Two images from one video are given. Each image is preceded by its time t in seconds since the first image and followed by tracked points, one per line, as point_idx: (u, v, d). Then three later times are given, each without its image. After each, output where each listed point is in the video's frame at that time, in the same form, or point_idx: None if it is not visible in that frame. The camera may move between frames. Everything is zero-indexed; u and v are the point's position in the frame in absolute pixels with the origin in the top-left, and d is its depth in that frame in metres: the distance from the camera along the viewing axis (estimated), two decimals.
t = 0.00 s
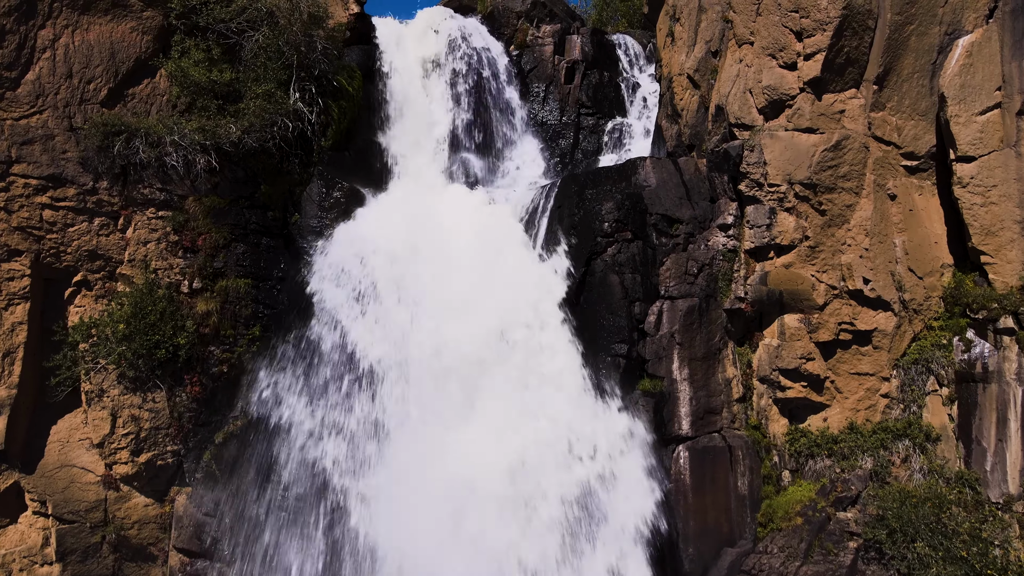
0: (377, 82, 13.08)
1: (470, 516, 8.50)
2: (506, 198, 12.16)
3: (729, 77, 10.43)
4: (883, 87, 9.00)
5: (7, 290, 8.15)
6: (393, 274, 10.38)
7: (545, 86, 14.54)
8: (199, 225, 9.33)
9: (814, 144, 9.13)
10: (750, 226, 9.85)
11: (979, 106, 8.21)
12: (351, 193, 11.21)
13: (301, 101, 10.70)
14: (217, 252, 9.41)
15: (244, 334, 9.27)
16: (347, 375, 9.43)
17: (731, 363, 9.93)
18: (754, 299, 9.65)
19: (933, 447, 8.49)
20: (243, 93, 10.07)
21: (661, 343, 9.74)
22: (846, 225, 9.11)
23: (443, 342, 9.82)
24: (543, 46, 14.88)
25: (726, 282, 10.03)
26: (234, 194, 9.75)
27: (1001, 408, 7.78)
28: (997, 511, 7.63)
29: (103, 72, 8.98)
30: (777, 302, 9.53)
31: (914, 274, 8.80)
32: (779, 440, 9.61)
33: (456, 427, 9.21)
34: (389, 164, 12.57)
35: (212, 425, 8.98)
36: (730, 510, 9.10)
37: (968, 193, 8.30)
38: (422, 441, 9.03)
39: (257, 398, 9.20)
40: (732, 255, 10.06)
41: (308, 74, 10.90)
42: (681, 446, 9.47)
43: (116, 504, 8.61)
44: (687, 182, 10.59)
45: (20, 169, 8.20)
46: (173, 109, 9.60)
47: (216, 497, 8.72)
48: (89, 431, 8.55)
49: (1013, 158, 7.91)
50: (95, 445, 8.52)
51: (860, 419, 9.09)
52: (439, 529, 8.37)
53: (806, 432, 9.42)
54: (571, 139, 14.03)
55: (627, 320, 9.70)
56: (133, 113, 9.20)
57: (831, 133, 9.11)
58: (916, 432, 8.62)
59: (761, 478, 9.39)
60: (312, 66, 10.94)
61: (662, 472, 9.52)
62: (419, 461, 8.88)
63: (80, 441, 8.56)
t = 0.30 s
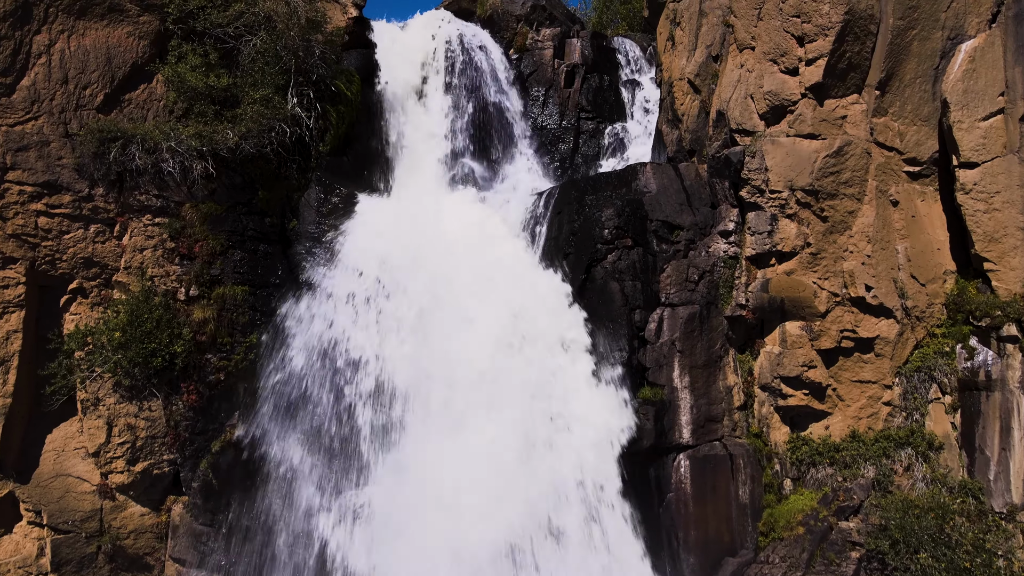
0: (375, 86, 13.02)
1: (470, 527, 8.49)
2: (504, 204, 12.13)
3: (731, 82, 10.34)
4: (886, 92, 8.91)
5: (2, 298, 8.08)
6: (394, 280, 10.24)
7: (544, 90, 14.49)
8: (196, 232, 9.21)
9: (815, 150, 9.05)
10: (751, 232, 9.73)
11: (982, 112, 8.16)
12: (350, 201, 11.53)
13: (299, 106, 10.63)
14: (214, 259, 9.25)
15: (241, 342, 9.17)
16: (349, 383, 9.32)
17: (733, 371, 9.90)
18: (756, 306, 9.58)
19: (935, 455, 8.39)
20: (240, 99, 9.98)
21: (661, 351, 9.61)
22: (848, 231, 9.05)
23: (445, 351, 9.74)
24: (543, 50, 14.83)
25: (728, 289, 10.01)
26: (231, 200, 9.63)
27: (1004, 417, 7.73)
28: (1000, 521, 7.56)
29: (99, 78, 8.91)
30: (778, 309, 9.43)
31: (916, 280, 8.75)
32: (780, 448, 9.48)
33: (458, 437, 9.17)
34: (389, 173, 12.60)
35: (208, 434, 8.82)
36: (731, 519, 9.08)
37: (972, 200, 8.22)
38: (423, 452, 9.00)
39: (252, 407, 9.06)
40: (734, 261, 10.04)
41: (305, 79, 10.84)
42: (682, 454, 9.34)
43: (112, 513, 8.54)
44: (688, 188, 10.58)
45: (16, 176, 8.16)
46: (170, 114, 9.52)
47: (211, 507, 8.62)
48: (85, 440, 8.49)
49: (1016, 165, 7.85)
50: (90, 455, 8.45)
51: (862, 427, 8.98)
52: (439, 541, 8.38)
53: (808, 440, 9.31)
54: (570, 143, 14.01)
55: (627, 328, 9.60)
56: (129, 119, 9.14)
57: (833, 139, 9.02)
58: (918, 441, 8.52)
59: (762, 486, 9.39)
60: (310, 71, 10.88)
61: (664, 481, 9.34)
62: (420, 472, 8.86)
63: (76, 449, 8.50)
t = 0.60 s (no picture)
0: (373, 92, 13.01)
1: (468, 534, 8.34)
2: (502, 212, 11.78)
3: (732, 88, 10.27)
4: (888, 98, 8.84)
5: None
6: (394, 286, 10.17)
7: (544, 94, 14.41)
8: (193, 241, 9.17)
9: (817, 157, 8.99)
10: (752, 240, 9.68)
11: (986, 118, 8.07)
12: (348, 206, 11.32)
13: (297, 112, 10.56)
14: (211, 267, 9.27)
15: (238, 350, 9.14)
16: (345, 386, 9.28)
17: (733, 380, 9.85)
18: (757, 314, 9.52)
19: (938, 465, 8.32)
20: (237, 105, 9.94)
21: (662, 360, 9.55)
22: (850, 239, 8.97)
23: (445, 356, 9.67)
24: (543, 55, 14.80)
25: (729, 297, 9.93)
26: (228, 207, 9.65)
27: (1008, 427, 7.63)
28: (1004, 532, 7.50)
29: (95, 84, 8.84)
30: (780, 317, 9.34)
31: (918, 289, 8.65)
32: (783, 458, 9.41)
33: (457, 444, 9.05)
34: (387, 174, 12.63)
35: (204, 444, 8.81)
36: (732, 530, 9.00)
37: (975, 207, 8.14)
38: (421, 457, 8.88)
39: (248, 416, 9.00)
40: (734, 269, 9.95)
41: (303, 85, 10.80)
42: (682, 464, 9.30)
43: (108, 524, 8.43)
44: (689, 194, 10.55)
45: (10, 185, 8.05)
46: (167, 121, 9.47)
47: (206, 518, 8.54)
48: (80, 450, 8.39)
49: (1020, 172, 7.78)
50: (85, 465, 8.35)
51: (864, 436, 8.87)
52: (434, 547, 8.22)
53: (809, 449, 9.21)
54: (570, 148, 13.95)
55: (628, 337, 9.57)
56: (126, 125, 9.08)
57: (834, 146, 8.96)
58: (921, 450, 8.44)
59: (764, 496, 9.32)
60: (309, 77, 10.86)
61: (664, 491, 9.36)
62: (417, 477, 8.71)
63: (71, 460, 8.41)
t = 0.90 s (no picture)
0: (370, 97, 12.87)
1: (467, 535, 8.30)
2: (502, 221, 12.05)
3: (733, 94, 10.19)
4: (891, 105, 8.77)
5: None
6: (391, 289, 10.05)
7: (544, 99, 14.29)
8: (189, 249, 9.17)
9: (819, 165, 8.90)
10: (754, 249, 9.60)
11: (989, 126, 8.02)
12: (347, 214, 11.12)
13: (295, 118, 10.45)
14: (207, 276, 9.25)
15: (236, 361, 9.10)
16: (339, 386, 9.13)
17: (735, 389, 9.78)
18: (759, 323, 9.43)
19: (942, 476, 8.23)
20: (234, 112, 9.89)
21: (663, 370, 9.49)
22: (852, 247, 8.84)
23: (440, 356, 9.60)
24: (543, 59, 14.66)
25: (730, 306, 9.88)
26: (225, 216, 9.63)
27: (1013, 438, 7.55)
28: (1009, 544, 7.42)
29: (91, 92, 8.77)
30: (781, 327, 9.29)
31: (922, 297, 8.58)
32: (784, 468, 9.33)
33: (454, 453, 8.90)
34: (385, 178, 12.36)
35: (203, 454, 8.59)
36: (734, 541, 8.94)
37: (979, 216, 8.07)
38: (418, 467, 8.73)
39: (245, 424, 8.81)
40: (736, 278, 9.89)
41: (301, 91, 10.66)
42: (683, 475, 9.29)
43: (103, 536, 8.35)
44: (690, 203, 10.44)
45: (5, 194, 7.99)
46: (163, 128, 9.38)
47: (205, 529, 8.37)
48: (76, 462, 8.32)
49: None
50: (81, 476, 8.29)
51: (867, 446, 8.80)
52: (430, 560, 8.10)
53: (812, 459, 9.13)
54: (570, 154, 13.77)
55: (629, 346, 9.38)
56: (122, 133, 9.01)
57: (837, 154, 8.87)
58: (925, 461, 8.36)
59: (765, 507, 9.25)
60: (306, 83, 10.70)
61: (666, 503, 9.20)
62: (414, 488, 8.56)
63: (66, 471, 8.34)
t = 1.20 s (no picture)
0: (369, 104, 12.82)
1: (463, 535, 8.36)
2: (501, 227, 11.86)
3: (734, 103, 10.09)
4: (894, 113, 8.67)
5: None
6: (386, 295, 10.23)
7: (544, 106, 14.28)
8: (186, 260, 9.10)
9: (822, 175, 8.83)
10: (755, 259, 9.49)
11: (993, 135, 7.92)
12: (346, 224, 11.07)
13: (293, 127, 10.39)
14: (204, 287, 9.22)
15: (233, 372, 9.07)
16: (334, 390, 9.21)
17: (737, 400, 9.66)
18: (761, 334, 9.28)
19: (946, 488, 8.12)
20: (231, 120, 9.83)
21: (664, 382, 9.36)
22: (855, 258, 8.77)
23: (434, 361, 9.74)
24: (543, 66, 14.68)
25: (732, 317, 9.78)
26: (222, 225, 9.57)
27: (1017, 451, 7.44)
28: (1014, 559, 7.35)
29: (86, 100, 8.67)
30: (784, 337, 9.17)
31: (926, 308, 8.45)
32: (786, 480, 9.22)
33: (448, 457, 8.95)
34: (384, 186, 12.40)
35: (200, 467, 8.62)
36: (736, 555, 8.85)
37: (983, 226, 7.95)
38: (413, 469, 8.80)
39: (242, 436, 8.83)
40: (738, 288, 9.81)
41: (299, 99, 10.59)
42: (684, 488, 9.14)
43: (99, 551, 8.20)
44: (691, 212, 10.33)
45: None
46: (160, 137, 9.32)
47: (201, 541, 8.37)
48: (71, 475, 8.19)
49: None
50: (76, 490, 8.16)
51: (871, 458, 8.67)
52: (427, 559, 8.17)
53: (814, 471, 9.04)
54: (571, 161, 13.75)
55: (629, 358, 9.38)
56: (118, 142, 8.93)
57: (840, 163, 8.79)
58: (929, 473, 8.25)
59: (767, 520, 9.15)
60: (304, 91, 10.65)
61: (666, 516, 9.09)
62: (409, 489, 8.64)
63: (61, 485, 8.24)
